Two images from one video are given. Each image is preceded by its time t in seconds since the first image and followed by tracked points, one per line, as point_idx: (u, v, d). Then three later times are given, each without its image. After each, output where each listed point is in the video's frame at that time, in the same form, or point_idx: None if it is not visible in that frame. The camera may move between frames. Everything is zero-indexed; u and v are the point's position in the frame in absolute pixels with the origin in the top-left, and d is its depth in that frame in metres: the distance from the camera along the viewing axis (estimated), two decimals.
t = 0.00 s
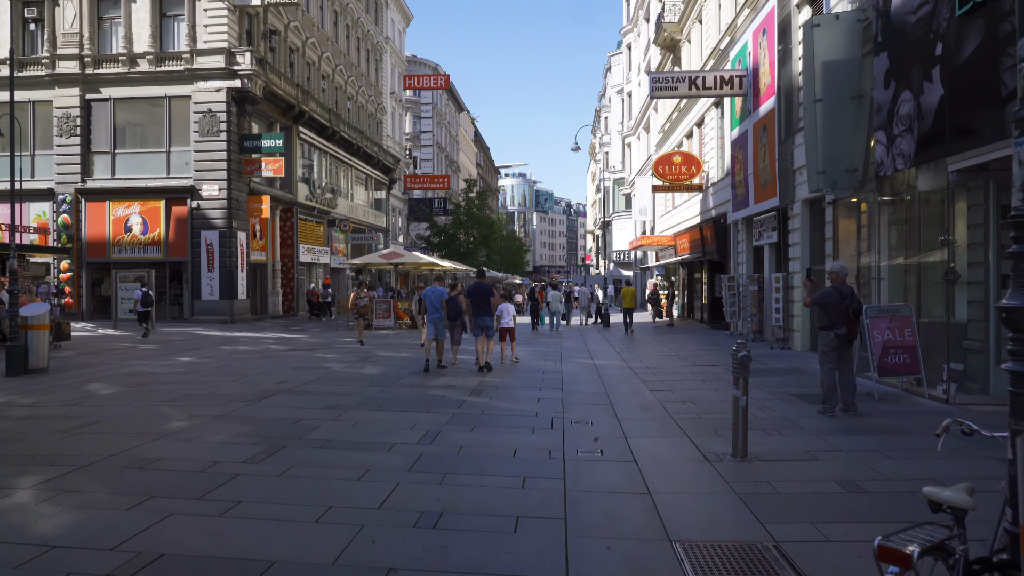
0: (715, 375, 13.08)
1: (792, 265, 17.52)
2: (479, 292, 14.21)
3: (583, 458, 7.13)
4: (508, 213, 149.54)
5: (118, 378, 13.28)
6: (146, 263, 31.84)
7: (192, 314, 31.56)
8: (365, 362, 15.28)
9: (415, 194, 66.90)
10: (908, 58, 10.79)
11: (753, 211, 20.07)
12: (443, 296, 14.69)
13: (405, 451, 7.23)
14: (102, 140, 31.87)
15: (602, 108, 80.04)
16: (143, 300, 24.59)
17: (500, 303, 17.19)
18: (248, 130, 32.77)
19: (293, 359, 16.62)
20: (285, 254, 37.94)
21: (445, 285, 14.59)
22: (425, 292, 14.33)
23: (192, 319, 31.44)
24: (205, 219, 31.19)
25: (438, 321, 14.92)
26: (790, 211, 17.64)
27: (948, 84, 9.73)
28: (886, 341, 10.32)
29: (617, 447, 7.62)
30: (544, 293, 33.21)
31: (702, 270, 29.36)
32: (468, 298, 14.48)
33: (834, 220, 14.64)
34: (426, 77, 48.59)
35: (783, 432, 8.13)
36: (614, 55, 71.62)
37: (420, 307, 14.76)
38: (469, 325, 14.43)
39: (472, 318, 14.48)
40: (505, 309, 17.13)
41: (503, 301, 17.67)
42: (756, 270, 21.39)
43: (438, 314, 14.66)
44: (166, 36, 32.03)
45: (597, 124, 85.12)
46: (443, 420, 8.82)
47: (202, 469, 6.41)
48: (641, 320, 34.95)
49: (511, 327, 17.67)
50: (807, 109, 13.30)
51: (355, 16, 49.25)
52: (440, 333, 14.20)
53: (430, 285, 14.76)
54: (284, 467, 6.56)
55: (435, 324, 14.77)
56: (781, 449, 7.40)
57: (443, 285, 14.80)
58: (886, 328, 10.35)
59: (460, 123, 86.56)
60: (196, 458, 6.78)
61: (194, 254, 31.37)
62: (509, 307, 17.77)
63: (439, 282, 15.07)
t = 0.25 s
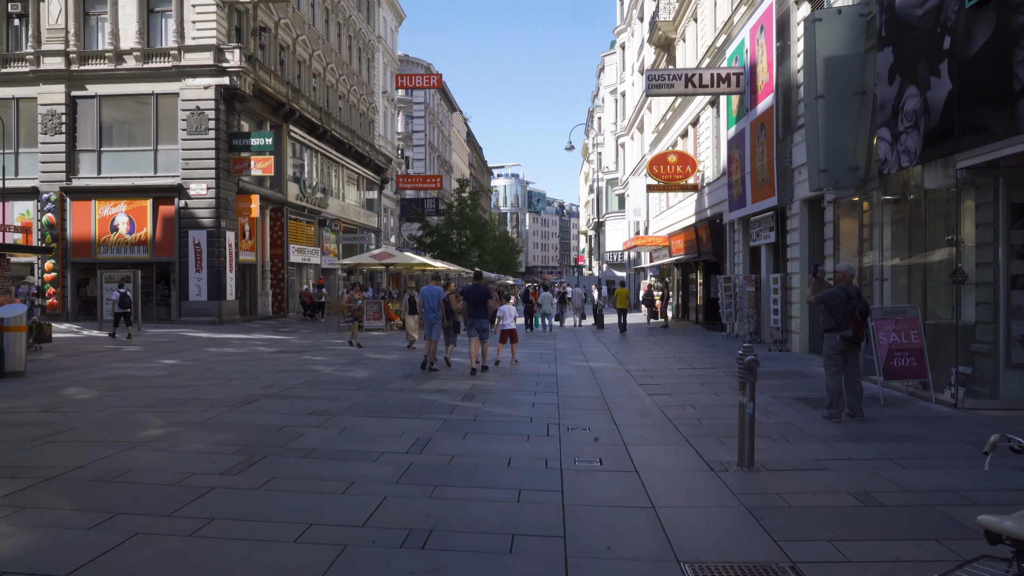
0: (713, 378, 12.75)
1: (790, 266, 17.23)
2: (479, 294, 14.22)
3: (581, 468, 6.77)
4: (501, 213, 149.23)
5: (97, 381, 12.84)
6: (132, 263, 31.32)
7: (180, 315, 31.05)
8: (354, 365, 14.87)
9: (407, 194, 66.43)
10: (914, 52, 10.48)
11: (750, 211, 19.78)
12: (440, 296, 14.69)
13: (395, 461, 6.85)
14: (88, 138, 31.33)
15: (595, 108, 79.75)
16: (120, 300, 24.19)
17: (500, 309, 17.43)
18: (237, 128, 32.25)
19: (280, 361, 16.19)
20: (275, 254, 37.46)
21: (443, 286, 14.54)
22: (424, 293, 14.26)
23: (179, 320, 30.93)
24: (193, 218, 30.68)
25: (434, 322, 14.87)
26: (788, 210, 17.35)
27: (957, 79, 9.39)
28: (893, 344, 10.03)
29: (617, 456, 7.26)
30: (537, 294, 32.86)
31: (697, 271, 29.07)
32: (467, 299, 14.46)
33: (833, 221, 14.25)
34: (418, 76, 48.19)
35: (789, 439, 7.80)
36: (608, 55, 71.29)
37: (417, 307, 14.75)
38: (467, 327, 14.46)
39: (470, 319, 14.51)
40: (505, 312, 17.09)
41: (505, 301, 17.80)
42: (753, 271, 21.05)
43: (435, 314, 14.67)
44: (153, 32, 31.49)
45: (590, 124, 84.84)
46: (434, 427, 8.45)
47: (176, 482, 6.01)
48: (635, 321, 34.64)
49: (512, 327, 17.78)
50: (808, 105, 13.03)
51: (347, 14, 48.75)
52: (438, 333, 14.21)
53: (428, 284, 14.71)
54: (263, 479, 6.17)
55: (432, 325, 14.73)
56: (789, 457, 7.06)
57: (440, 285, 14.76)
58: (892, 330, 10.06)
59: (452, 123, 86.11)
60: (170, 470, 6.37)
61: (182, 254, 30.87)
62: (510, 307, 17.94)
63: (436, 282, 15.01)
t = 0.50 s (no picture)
0: (713, 380, 12.44)
1: (789, 265, 16.94)
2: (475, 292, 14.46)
3: (579, 478, 6.42)
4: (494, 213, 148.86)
5: (78, 384, 12.43)
6: (120, 263, 30.84)
7: (169, 315, 30.58)
8: (344, 367, 14.50)
9: (400, 192, 65.97)
10: (919, 45, 10.18)
11: (747, 208, 19.50)
12: (436, 296, 15.19)
13: (383, 471, 6.51)
14: (74, 135, 30.81)
15: (589, 107, 79.43)
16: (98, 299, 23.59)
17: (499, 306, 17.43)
18: (226, 125, 31.77)
19: (269, 362, 15.81)
20: (266, 254, 37.01)
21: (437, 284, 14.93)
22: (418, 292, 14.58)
23: (168, 320, 30.46)
24: (182, 217, 30.21)
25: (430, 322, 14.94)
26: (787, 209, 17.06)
27: (964, 71, 9.10)
28: (899, 345, 9.73)
29: (617, 463, 6.93)
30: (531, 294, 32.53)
31: (693, 270, 28.81)
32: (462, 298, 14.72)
33: (833, 219, 13.92)
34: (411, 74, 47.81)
35: (794, 444, 7.49)
36: (602, 54, 70.98)
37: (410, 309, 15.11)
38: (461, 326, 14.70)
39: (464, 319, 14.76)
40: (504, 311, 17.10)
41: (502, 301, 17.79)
42: (751, 269, 20.77)
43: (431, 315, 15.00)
44: (140, 28, 30.97)
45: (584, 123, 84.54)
46: (424, 433, 8.11)
47: (148, 495, 5.64)
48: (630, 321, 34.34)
49: (511, 326, 17.58)
50: (809, 100, 12.77)
51: (339, 11, 48.28)
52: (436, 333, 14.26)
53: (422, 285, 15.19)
54: (242, 491, 5.80)
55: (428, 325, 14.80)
56: (796, 464, 6.75)
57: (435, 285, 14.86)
58: (898, 331, 9.75)
59: (445, 122, 85.70)
60: (143, 481, 6.00)
61: (171, 253, 30.40)
62: (506, 307, 17.64)
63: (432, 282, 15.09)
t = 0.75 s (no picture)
0: (716, 384, 12.12)
1: (791, 265, 16.63)
2: (469, 291, 14.44)
3: (581, 490, 6.07)
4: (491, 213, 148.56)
5: (63, 388, 12.08)
6: (111, 263, 30.42)
7: (161, 316, 30.16)
8: (338, 369, 14.15)
9: (396, 192, 65.57)
10: (928, 38, 9.90)
11: (748, 208, 19.20)
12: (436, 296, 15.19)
13: (375, 483, 6.16)
14: (65, 133, 30.38)
15: (586, 106, 79.13)
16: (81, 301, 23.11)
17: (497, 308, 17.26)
18: (220, 123, 31.35)
19: (260, 364, 15.45)
20: (260, 254, 36.60)
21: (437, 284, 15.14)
22: (415, 292, 14.89)
23: (160, 321, 30.05)
24: (174, 216, 29.80)
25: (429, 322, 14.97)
26: (789, 208, 16.76)
27: (979, 64, 8.78)
28: (910, 348, 9.40)
29: (621, 474, 6.58)
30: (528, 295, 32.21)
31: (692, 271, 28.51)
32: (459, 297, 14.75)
33: (839, 218, 13.60)
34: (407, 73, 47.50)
35: (806, 453, 7.16)
36: (599, 53, 70.67)
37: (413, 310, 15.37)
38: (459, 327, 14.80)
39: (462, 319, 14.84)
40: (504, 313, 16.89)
41: (499, 301, 17.53)
42: (751, 270, 20.46)
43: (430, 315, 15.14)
44: (132, 24, 30.54)
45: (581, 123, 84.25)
46: (419, 440, 7.76)
47: (123, 510, 5.29)
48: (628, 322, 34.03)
49: (510, 327, 17.25)
50: (815, 96, 12.53)
51: (334, 9, 47.87)
52: (433, 332, 14.31)
53: (424, 285, 15.46)
54: (223, 506, 5.45)
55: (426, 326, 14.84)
56: (809, 475, 6.42)
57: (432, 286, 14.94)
58: (909, 333, 9.42)
59: (442, 121, 85.35)
60: (119, 495, 5.64)
61: (163, 253, 29.98)
62: (505, 307, 17.35)
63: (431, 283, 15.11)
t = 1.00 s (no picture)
0: (718, 386, 11.80)
1: (793, 265, 16.33)
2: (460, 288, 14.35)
3: (583, 502, 5.72)
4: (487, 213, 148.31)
5: (46, 390, 11.70)
6: (103, 261, 30.00)
7: (152, 316, 29.74)
8: (331, 371, 13.81)
9: (392, 191, 65.16)
10: (939, 30, 9.59)
11: (748, 206, 18.90)
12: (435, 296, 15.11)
13: (365, 494, 5.82)
14: (55, 130, 29.94)
15: (582, 106, 78.84)
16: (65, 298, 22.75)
17: (495, 306, 17.01)
18: (212, 120, 30.93)
19: (251, 365, 15.08)
20: (253, 253, 36.21)
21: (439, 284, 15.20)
22: (414, 291, 15.14)
23: (151, 321, 29.62)
24: (166, 215, 29.37)
25: (427, 322, 14.93)
26: (791, 207, 16.47)
27: (994, 56, 8.46)
28: (920, 348, 9.10)
29: (625, 483, 6.25)
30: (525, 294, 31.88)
31: (690, 270, 28.22)
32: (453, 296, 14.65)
33: (844, 216, 13.29)
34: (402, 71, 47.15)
35: (818, 460, 6.84)
36: (595, 52, 70.38)
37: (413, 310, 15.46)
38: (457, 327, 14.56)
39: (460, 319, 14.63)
40: (500, 312, 16.72)
41: (497, 301, 17.25)
42: (751, 269, 20.17)
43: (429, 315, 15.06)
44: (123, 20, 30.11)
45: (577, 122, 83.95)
46: (413, 447, 7.42)
47: (92, 526, 4.93)
48: (625, 322, 33.72)
49: (508, 328, 16.98)
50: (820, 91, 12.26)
51: (329, 6, 47.45)
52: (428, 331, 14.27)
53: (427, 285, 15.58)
54: (202, 522, 5.09)
55: (424, 326, 14.84)
56: (823, 484, 6.09)
57: (430, 285, 14.93)
58: (920, 334, 9.11)
59: (438, 120, 84.99)
60: (90, 508, 5.28)
61: (154, 252, 29.55)
62: (504, 307, 17.09)
63: (430, 282, 15.07)
